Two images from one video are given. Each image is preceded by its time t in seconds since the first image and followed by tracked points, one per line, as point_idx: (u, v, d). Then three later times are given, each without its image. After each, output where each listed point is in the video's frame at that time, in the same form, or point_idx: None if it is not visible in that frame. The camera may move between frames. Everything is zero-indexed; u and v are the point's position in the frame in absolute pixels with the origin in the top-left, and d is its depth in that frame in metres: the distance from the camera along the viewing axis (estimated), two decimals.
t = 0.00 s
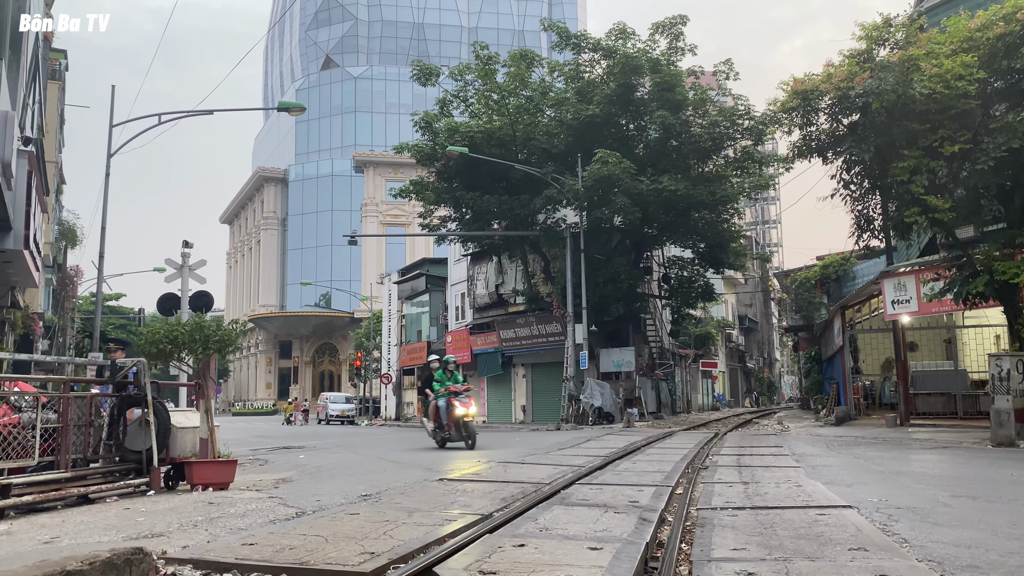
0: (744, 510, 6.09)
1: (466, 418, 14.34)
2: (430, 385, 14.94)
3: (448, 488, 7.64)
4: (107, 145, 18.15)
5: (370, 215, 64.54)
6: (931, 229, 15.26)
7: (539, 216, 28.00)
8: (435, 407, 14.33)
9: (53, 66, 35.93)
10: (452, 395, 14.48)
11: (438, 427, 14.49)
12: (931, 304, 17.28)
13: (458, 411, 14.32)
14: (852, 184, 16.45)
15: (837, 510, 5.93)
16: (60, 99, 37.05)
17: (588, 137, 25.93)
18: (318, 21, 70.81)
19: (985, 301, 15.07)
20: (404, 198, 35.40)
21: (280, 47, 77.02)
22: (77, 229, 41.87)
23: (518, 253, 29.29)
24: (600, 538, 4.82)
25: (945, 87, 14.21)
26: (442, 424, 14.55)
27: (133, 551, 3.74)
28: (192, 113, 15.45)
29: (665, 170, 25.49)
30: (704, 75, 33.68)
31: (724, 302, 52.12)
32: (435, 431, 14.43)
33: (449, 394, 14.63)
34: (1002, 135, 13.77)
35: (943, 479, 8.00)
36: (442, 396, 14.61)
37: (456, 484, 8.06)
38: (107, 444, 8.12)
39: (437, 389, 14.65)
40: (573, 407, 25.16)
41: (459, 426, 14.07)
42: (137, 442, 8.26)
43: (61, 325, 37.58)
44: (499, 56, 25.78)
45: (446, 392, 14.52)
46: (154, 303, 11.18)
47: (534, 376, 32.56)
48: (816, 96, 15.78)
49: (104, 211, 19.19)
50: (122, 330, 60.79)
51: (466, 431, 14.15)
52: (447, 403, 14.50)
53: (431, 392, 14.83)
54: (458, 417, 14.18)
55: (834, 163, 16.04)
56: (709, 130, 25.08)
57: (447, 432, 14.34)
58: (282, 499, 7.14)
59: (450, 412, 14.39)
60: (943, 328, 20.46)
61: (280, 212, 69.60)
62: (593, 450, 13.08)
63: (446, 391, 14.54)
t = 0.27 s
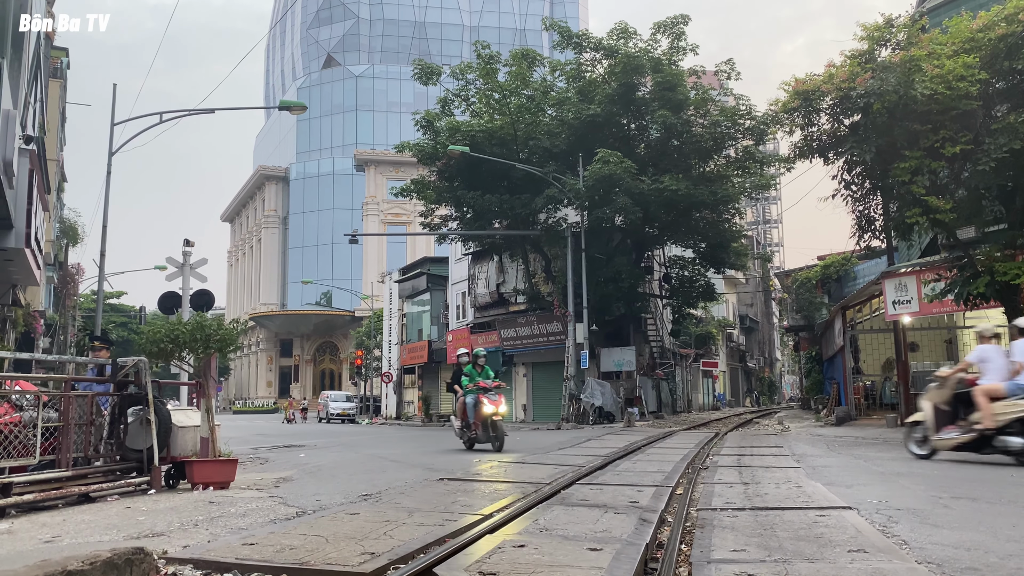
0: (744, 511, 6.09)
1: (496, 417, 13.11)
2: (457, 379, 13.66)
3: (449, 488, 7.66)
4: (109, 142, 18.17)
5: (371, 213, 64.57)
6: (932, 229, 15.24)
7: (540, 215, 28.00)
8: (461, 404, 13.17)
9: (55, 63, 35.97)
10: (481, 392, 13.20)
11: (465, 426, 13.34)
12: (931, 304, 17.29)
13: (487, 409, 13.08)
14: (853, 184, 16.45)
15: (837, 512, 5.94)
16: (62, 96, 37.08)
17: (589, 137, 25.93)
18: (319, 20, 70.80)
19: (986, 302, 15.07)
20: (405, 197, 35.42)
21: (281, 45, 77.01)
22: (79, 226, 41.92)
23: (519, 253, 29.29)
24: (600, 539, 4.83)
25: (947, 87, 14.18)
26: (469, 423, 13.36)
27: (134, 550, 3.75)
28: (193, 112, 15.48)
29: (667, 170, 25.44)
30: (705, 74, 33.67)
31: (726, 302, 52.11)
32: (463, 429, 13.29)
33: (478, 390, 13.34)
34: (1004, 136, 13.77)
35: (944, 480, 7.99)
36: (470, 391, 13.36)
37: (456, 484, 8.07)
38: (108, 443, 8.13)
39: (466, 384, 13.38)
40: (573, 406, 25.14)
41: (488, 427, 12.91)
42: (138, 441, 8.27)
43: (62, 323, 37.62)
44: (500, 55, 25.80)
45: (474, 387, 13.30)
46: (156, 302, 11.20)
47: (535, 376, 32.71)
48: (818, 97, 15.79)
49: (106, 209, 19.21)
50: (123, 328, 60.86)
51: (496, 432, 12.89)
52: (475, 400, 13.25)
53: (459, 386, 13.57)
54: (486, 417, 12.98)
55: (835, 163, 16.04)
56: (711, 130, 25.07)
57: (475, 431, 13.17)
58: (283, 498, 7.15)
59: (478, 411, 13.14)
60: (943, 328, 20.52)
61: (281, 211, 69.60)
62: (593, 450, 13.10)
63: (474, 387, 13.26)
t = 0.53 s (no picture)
0: (744, 510, 6.10)
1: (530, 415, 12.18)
2: (490, 372, 12.83)
3: (449, 486, 7.67)
4: (110, 139, 18.19)
5: (372, 211, 64.63)
6: (933, 228, 15.21)
7: (541, 213, 27.98)
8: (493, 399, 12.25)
9: (56, 59, 35.96)
10: (515, 387, 12.30)
11: (495, 423, 12.43)
12: (933, 303, 17.29)
13: (521, 406, 12.19)
14: (855, 183, 16.45)
15: (836, 511, 5.95)
16: (63, 93, 37.09)
17: (591, 135, 25.92)
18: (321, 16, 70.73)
19: (987, 301, 15.03)
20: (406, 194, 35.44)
21: (283, 42, 76.96)
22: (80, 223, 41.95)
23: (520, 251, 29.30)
24: (600, 538, 4.83)
25: (949, 86, 14.14)
26: (500, 420, 12.48)
27: (135, 548, 3.75)
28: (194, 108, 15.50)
29: (668, 168, 25.37)
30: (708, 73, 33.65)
31: (727, 300, 52.10)
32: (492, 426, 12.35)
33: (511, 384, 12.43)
34: (1005, 134, 13.76)
35: (944, 480, 8.00)
36: (503, 386, 12.46)
37: (457, 482, 8.08)
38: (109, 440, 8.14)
39: (499, 377, 12.51)
40: (573, 404, 25.13)
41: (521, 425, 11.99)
42: (139, 438, 8.26)
43: (64, 319, 37.65)
44: (501, 53, 25.79)
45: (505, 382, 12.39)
46: (157, 299, 11.23)
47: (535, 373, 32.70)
48: (819, 96, 15.80)
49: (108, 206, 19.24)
50: (124, 325, 60.91)
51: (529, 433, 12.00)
52: (508, 395, 12.35)
53: (491, 380, 12.75)
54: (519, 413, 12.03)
55: (837, 162, 16.03)
56: (712, 128, 25.00)
57: (506, 430, 12.23)
58: (283, 496, 7.15)
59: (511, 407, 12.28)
60: (944, 326, 20.53)
61: (283, 207, 69.58)
62: (593, 448, 13.12)
63: (508, 381, 12.38)
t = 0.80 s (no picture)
0: (745, 508, 6.12)
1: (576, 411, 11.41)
2: (531, 366, 12.13)
3: (451, 482, 7.69)
4: (112, 135, 18.22)
5: (373, 207, 64.23)
6: (936, 226, 15.18)
7: (543, 210, 27.98)
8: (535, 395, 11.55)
9: (58, 55, 35.96)
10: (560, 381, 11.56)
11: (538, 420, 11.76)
12: (934, 301, 17.18)
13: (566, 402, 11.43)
14: (857, 180, 16.44)
15: (836, 509, 5.96)
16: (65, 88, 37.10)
17: (593, 131, 25.89)
18: (323, 12, 70.68)
19: (989, 299, 14.99)
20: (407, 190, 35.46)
21: (285, 38, 76.96)
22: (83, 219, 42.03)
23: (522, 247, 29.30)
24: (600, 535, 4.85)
25: (952, 83, 14.13)
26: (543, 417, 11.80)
27: (137, 545, 3.77)
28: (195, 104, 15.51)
29: (670, 165, 25.33)
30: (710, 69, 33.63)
31: (728, 297, 52.10)
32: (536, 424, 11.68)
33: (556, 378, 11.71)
34: (1009, 132, 13.72)
35: (945, 478, 8.01)
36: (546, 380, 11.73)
37: (459, 479, 8.09)
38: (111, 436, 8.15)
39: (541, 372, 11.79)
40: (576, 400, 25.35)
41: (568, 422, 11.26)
42: (141, 434, 8.28)
43: (66, 315, 37.70)
44: (503, 49, 25.79)
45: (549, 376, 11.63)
46: (159, 295, 11.24)
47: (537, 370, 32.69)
48: (821, 93, 15.81)
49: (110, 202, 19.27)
50: (126, 321, 61.01)
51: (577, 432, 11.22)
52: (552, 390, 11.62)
53: (532, 374, 12.03)
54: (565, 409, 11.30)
55: (839, 159, 16.03)
56: (714, 125, 24.93)
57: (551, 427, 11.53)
58: (285, 492, 7.18)
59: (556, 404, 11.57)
60: (946, 324, 20.52)
61: (284, 203, 69.60)
62: (594, 445, 13.15)
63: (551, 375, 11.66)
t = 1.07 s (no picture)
0: (746, 505, 6.12)
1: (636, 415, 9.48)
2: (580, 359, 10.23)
3: (453, 479, 7.71)
4: (115, 131, 18.24)
5: (375, 202, 64.04)
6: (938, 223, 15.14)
7: (545, 206, 27.96)
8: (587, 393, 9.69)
9: (61, 50, 35.96)
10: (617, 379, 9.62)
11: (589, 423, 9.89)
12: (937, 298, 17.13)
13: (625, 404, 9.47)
14: (860, 177, 16.41)
15: (838, 506, 5.96)
16: (68, 84, 37.12)
17: (595, 127, 25.85)
18: (325, 7, 70.64)
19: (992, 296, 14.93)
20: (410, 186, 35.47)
21: (287, 33, 76.94)
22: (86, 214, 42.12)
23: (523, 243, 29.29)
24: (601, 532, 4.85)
25: (955, 80, 14.08)
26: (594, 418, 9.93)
27: (140, 541, 3.78)
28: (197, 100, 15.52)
29: (672, 161, 25.27)
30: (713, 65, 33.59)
31: (730, 293, 52.09)
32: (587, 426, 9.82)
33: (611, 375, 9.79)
34: (1012, 129, 13.68)
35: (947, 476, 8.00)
36: (599, 375, 9.79)
37: (460, 475, 8.11)
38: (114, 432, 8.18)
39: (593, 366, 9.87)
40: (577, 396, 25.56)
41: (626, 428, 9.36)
42: (144, 430, 8.31)
43: (68, 310, 37.74)
44: (505, 45, 25.77)
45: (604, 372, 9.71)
46: (161, 290, 11.24)
47: (539, 366, 32.67)
48: (824, 89, 15.79)
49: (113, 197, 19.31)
50: (129, 316, 61.08)
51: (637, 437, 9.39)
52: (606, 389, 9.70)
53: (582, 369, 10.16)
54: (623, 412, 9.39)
55: (841, 156, 15.99)
56: (716, 121, 24.87)
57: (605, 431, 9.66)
58: (287, 489, 7.19)
59: (611, 403, 9.58)
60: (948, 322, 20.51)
61: (287, 199, 69.60)
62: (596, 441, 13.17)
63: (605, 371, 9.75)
